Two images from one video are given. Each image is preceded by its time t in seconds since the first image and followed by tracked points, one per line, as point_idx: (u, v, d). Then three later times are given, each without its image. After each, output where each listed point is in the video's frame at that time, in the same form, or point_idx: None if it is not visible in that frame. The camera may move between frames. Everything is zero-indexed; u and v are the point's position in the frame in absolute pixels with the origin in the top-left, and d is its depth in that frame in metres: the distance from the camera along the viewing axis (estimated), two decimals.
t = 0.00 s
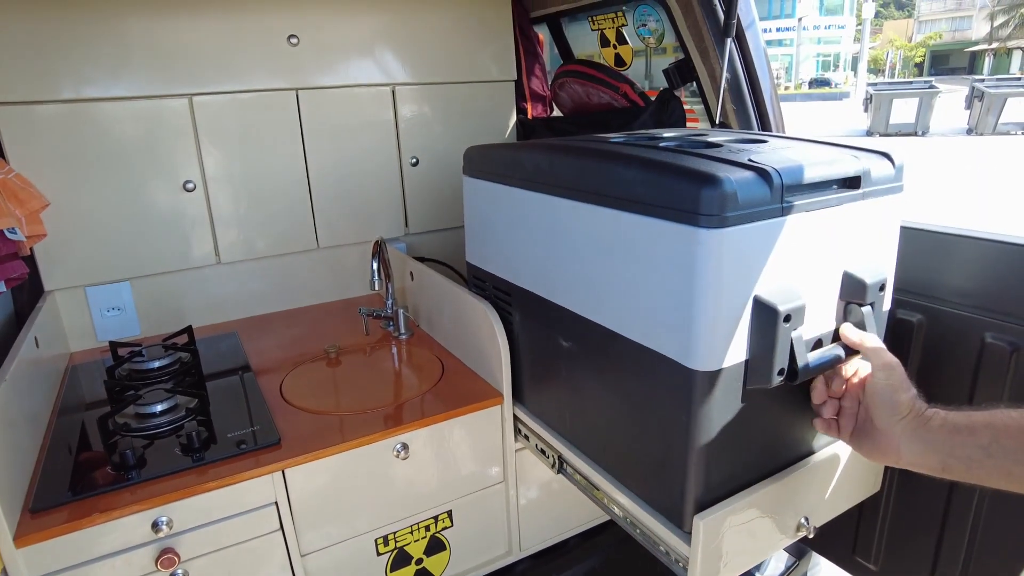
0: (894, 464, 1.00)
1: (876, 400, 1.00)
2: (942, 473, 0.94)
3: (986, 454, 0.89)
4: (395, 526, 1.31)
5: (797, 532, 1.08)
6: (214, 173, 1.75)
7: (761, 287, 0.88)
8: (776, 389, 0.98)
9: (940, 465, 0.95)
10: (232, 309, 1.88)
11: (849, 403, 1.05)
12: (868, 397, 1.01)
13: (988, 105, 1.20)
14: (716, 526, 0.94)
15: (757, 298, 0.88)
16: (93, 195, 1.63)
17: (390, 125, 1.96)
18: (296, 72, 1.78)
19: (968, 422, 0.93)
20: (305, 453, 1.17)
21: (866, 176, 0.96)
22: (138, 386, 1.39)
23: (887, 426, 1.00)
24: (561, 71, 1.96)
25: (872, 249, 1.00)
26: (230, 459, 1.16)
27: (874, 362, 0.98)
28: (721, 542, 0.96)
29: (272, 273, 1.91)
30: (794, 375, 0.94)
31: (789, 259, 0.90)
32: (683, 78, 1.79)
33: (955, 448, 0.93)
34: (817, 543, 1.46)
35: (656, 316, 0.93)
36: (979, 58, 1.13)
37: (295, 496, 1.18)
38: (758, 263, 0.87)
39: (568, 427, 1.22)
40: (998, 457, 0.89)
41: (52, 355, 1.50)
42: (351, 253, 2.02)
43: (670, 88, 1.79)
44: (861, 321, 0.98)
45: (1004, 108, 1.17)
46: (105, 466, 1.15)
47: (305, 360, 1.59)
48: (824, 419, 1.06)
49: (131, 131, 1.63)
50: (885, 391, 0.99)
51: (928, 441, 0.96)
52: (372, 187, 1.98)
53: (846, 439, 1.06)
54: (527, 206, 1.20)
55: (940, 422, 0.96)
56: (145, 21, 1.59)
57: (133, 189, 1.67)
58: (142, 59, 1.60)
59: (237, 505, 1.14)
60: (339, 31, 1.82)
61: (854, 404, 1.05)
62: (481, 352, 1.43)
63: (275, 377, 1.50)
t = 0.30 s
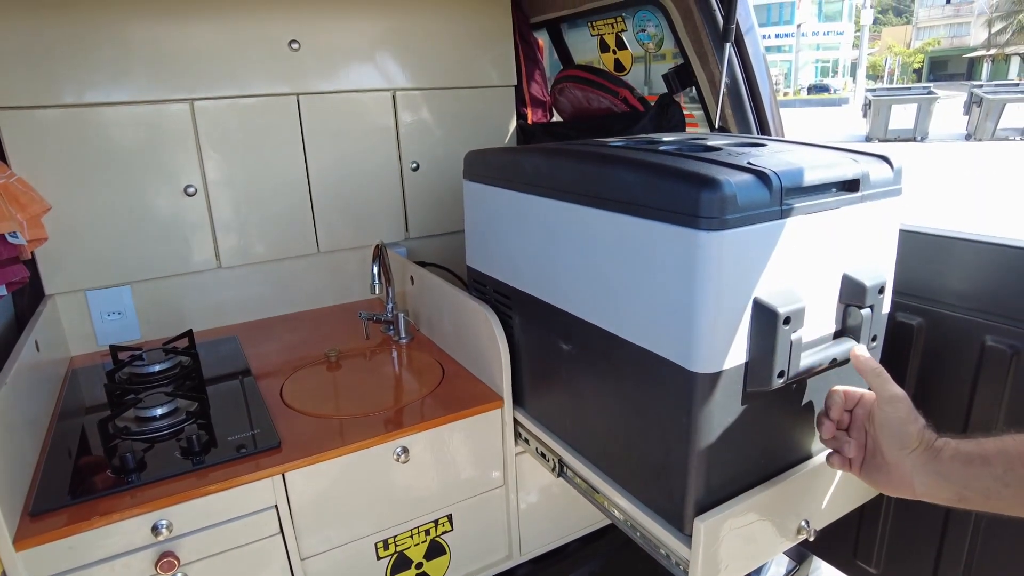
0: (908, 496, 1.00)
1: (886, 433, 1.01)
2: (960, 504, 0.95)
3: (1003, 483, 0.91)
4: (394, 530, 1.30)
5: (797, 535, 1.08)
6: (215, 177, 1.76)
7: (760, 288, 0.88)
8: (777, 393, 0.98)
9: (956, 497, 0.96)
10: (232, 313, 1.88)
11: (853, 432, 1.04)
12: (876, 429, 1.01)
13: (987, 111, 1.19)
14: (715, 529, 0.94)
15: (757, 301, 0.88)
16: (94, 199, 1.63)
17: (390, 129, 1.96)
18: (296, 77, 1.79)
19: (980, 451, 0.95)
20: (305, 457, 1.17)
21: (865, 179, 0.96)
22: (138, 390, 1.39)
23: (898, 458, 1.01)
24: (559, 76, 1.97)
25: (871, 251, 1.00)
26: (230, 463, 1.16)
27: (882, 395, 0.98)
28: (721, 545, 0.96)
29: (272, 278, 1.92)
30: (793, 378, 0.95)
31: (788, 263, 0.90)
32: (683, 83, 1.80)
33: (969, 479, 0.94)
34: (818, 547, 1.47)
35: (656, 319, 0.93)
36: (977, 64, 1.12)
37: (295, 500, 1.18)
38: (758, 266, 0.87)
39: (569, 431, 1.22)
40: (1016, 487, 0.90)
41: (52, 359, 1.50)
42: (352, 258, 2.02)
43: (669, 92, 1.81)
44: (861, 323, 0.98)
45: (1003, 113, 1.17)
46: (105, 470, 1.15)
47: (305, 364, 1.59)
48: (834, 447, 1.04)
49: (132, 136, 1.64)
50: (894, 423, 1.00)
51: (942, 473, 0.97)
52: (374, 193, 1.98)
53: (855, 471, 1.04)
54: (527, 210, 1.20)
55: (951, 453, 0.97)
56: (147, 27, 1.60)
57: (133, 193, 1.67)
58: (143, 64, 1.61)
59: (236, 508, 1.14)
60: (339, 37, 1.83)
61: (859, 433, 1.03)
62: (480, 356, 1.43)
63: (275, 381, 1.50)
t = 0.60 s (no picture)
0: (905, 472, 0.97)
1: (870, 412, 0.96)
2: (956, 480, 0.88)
3: (997, 461, 0.84)
4: (393, 535, 1.30)
5: (797, 539, 1.07)
6: (214, 181, 1.76)
7: (758, 291, 0.88)
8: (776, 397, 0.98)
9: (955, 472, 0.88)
10: (231, 317, 1.88)
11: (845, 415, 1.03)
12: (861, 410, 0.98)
13: (986, 115, 1.20)
14: (715, 532, 0.93)
15: (756, 303, 0.88)
16: (93, 202, 1.63)
17: (390, 133, 1.96)
18: (296, 81, 1.79)
19: (975, 425, 0.87)
20: (303, 460, 1.17)
21: (863, 182, 0.96)
22: (137, 394, 1.39)
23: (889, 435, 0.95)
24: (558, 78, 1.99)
25: (869, 254, 1.00)
26: (229, 467, 1.15)
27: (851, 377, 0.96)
28: (722, 548, 0.96)
29: (272, 282, 1.91)
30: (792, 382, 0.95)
31: (786, 264, 0.90)
32: (682, 86, 1.81)
33: (964, 454, 0.86)
34: (818, 551, 1.47)
35: (654, 322, 0.93)
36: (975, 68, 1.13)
37: (294, 504, 1.18)
38: (757, 268, 0.87)
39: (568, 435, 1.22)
40: (1009, 466, 0.83)
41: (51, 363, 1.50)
42: (352, 262, 2.02)
43: (668, 96, 1.81)
44: (860, 326, 0.99)
45: (1003, 117, 1.18)
46: (103, 474, 1.15)
47: (304, 368, 1.59)
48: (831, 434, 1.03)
49: (131, 140, 1.64)
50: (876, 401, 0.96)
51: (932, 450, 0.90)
52: (373, 197, 1.98)
53: (850, 451, 1.03)
54: (526, 213, 1.20)
55: (946, 426, 0.89)
56: (147, 31, 1.60)
57: (132, 197, 1.67)
58: (142, 68, 1.61)
59: (234, 513, 1.13)
60: (339, 41, 1.83)
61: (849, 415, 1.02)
62: (479, 360, 1.43)
63: (275, 385, 1.50)
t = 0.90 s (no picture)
0: (883, 440, 0.96)
1: (841, 387, 0.95)
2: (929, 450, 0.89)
3: (971, 432, 0.85)
4: (392, 539, 1.29)
5: (774, 527, 1.07)
6: (213, 185, 1.76)
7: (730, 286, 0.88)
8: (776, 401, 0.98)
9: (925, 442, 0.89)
10: (230, 320, 1.88)
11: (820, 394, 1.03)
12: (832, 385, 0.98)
13: (985, 118, 1.21)
14: (692, 517, 0.94)
15: (727, 298, 0.88)
16: (91, 205, 1.63)
17: (390, 137, 1.96)
18: (296, 85, 1.80)
19: (952, 396, 0.89)
20: (303, 464, 1.16)
21: (837, 181, 0.96)
22: (135, 398, 1.39)
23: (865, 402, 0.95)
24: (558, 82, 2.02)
25: (845, 252, 1.00)
26: (227, 471, 1.15)
27: (818, 359, 0.95)
28: (695, 536, 0.96)
29: (271, 285, 1.91)
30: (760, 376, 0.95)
31: (757, 260, 0.90)
32: (681, 90, 1.80)
33: (940, 423, 0.88)
34: (820, 555, 1.47)
35: (631, 317, 0.94)
36: (974, 71, 1.14)
37: (293, 509, 1.18)
38: (729, 265, 0.87)
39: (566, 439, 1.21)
40: (981, 435, 0.85)
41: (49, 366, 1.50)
42: (352, 265, 2.02)
43: (668, 99, 1.81)
44: (832, 321, 0.99)
45: (1002, 120, 1.19)
46: (101, 478, 1.14)
47: (302, 371, 1.59)
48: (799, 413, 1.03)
49: (130, 143, 1.64)
50: (847, 376, 0.95)
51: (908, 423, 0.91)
52: (372, 201, 1.98)
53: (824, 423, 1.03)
54: (511, 212, 1.21)
55: (923, 396, 0.91)
56: (146, 34, 1.60)
57: (132, 200, 1.67)
58: (142, 72, 1.61)
59: (232, 517, 1.13)
60: (339, 45, 1.83)
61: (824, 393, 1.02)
62: (479, 365, 1.42)
63: (273, 389, 1.50)
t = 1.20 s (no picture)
0: (799, 404, 1.03)
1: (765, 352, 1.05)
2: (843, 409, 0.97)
3: (880, 391, 0.94)
4: (393, 542, 1.29)
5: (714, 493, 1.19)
6: (213, 189, 1.76)
7: (664, 269, 1.01)
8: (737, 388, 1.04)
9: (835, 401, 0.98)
10: (231, 324, 1.88)
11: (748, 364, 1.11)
12: (759, 352, 1.06)
13: (986, 121, 1.34)
14: (636, 474, 1.05)
15: (661, 280, 1.00)
16: (92, 209, 1.63)
17: (390, 140, 1.97)
18: (297, 88, 1.80)
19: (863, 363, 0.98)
20: (304, 468, 1.16)
21: (764, 176, 1.09)
22: (136, 402, 1.39)
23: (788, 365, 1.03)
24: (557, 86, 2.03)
25: (774, 239, 1.13)
26: (227, 475, 1.15)
27: (742, 328, 1.06)
28: (637, 495, 1.07)
29: (271, 289, 1.91)
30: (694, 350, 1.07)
31: (689, 246, 1.02)
32: (681, 93, 1.79)
33: (852, 384, 0.96)
34: (821, 558, 1.47)
35: (580, 299, 1.06)
36: (973, 74, 1.19)
37: (293, 513, 1.17)
38: (662, 250, 0.99)
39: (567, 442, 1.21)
40: (888, 395, 0.93)
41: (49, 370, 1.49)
42: (352, 268, 2.02)
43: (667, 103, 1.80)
44: (763, 303, 1.10)
45: (1001, 123, 1.32)
46: (101, 481, 1.14)
47: (303, 375, 1.59)
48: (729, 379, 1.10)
49: (131, 147, 1.64)
50: (766, 346, 1.04)
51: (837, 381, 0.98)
52: (373, 204, 1.98)
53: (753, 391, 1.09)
54: (481, 208, 1.33)
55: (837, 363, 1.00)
56: (147, 38, 1.61)
57: (133, 203, 1.67)
58: (143, 76, 1.62)
59: (231, 521, 1.13)
60: (339, 48, 1.83)
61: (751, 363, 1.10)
62: (479, 368, 1.42)
63: (273, 393, 1.50)
